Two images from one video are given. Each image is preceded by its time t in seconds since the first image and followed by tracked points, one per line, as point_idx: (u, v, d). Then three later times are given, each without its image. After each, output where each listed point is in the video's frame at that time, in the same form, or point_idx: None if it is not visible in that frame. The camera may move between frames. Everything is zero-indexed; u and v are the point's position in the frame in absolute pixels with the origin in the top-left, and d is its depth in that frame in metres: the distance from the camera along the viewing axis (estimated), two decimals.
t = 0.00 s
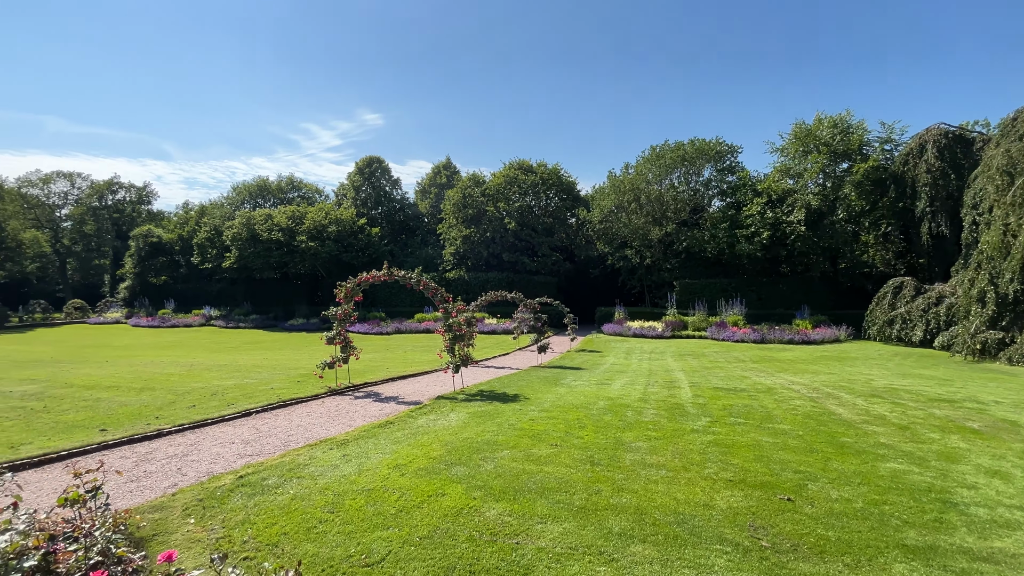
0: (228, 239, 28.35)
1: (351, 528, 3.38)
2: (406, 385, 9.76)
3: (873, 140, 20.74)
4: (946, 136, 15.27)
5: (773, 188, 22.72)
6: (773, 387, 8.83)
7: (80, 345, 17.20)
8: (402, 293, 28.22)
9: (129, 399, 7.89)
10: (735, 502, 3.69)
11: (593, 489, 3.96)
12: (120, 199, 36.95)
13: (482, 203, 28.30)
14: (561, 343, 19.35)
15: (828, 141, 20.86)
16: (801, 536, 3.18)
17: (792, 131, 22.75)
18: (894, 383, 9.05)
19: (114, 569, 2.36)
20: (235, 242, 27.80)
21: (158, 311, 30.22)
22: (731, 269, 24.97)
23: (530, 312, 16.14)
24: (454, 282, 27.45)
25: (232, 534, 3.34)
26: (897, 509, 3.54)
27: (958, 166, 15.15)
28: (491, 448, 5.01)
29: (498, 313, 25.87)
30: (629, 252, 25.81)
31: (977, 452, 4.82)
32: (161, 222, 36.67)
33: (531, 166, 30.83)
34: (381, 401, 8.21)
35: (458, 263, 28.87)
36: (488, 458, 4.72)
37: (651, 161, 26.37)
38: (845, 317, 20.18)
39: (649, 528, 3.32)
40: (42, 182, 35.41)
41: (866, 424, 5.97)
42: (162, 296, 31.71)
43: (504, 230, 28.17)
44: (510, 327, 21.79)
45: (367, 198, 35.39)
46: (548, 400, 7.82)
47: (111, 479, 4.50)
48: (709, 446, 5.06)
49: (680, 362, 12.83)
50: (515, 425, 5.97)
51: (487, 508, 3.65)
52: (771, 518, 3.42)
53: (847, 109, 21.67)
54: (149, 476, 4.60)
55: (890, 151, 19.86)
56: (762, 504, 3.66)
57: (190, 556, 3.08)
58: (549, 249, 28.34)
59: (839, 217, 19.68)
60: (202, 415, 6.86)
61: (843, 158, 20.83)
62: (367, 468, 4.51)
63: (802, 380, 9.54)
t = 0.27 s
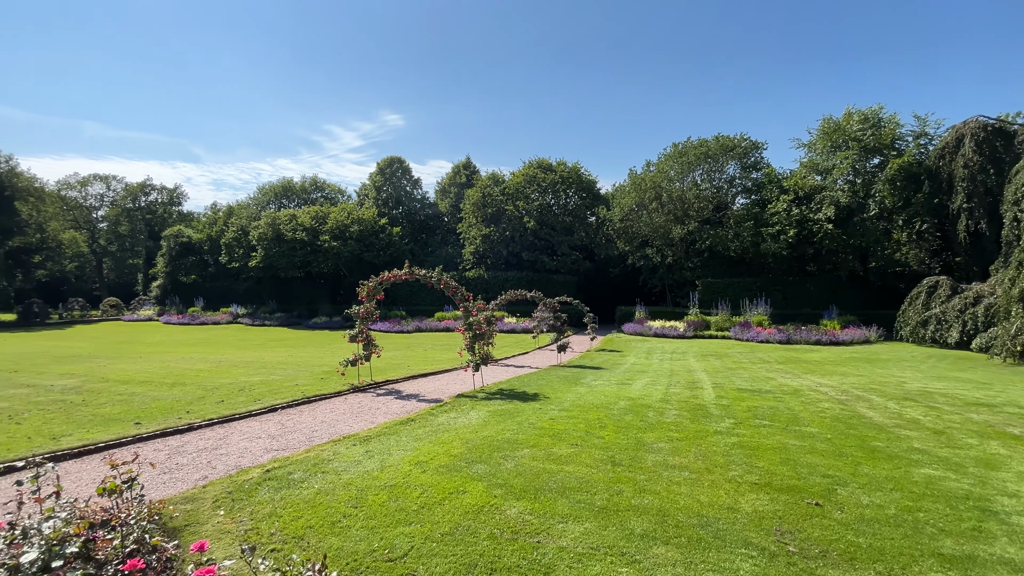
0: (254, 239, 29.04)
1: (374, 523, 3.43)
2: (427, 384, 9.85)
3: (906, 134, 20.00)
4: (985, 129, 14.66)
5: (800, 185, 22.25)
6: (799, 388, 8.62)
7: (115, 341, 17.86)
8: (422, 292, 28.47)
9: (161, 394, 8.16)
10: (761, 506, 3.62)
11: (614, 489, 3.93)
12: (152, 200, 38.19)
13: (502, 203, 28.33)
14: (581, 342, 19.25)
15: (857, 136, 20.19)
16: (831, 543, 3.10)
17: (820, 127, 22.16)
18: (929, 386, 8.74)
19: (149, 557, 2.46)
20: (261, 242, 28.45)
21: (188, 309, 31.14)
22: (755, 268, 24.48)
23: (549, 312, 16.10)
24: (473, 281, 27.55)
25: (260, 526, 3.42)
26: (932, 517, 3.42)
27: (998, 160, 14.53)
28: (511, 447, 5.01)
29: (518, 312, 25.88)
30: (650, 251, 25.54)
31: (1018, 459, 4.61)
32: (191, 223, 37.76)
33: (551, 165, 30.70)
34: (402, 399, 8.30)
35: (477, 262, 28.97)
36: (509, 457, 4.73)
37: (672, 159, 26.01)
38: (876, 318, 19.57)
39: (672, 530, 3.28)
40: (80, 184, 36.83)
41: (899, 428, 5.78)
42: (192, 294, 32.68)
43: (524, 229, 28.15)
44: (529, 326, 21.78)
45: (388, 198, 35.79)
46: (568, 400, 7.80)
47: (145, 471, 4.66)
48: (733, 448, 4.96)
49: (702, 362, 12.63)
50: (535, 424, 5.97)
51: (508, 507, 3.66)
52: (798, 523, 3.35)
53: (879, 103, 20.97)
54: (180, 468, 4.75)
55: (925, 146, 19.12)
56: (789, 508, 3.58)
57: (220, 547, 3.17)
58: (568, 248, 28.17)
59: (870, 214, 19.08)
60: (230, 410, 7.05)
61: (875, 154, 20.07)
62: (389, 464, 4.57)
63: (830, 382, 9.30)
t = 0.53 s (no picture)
0: (279, 239, 29.68)
1: (396, 519, 3.47)
2: (447, 382, 9.91)
3: (941, 128, 19.26)
4: None
5: (828, 182, 21.72)
6: (826, 391, 8.40)
7: (146, 338, 18.46)
8: (442, 291, 28.67)
9: (190, 390, 8.39)
10: (787, 510, 3.54)
11: (635, 490, 3.90)
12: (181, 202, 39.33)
13: (521, 202, 28.31)
14: (601, 342, 19.13)
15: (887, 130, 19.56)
16: (861, 550, 3.01)
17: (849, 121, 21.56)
18: (964, 389, 8.43)
19: (181, 547, 2.51)
20: (285, 241, 29.04)
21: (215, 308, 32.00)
22: (780, 267, 23.97)
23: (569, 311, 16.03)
24: (492, 280, 27.61)
25: (286, 520, 3.49)
26: (969, 525, 3.30)
27: None
28: (531, 447, 5.01)
29: (536, 311, 25.85)
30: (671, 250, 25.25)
31: None
32: (218, 223, 38.76)
33: (570, 163, 30.54)
34: (422, 397, 8.37)
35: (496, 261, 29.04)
36: (528, 456, 4.72)
37: (694, 156, 25.63)
38: (908, 319, 18.96)
39: (695, 533, 3.24)
40: (114, 187, 38.13)
41: (932, 432, 5.59)
42: (219, 293, 33.55)
43: (542, 228, 28.09)
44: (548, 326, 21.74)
45: (408, 198, 36.13)
46: (587, 399, 7.76)
47: (176, 464, 4.80)
48: (757, 451, 4.87)
49: (725, 363, 12.43)
50: (554, 424, 5.94)
51: (528, 506, 3.65)
52: (826, 528, 3.27)
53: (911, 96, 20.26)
54: (209, 462, 4.88)
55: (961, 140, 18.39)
56: (816, 513, 3.50)
57: (247, 539, 3.24)
58: (587, 246, 27.98)
59: (902, 211, 18.47)
60: (255, 406, 7.22)
61: (909, 147, 19.32)
62: (410, 461, 4.61)
63: (858, 385, 9.03)
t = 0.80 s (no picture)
0: (301, 239, 30.24)
1: (417, 516, 3.50)
2: (466, 381, 9.96)
3: (977, 122, 18.47)
4: None
5: (856, 178, 21.15)
6: (854, 393, 8.16)
7: (175, 336, 19.00)
8: (460, 291, 28.83)
9: (217, 387, 8.62)
10: (813, 515, 3.46)
11: (657, 492, 3.86)
12: (208, 204, 40.38)
13: (539, 201, 28.25)
14: (620, 342, 18.98)
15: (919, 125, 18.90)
16: (892, 558, 2.93)
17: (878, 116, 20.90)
18: (1001, 393, 8.11)
19: (210, 539, 2.58)
20: (307, 241, 29.56)
21: (240, 306, 32.76)
22: (806, 266, 23.40)
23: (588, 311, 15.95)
24: (510, 279, 27.62)
25: (310, 515, 3.55)
26: (1008, 535, 3.17)
27: None
28: (551, 446, 5.00)
29: (555, 310, 25.78)
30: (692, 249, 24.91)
31: None
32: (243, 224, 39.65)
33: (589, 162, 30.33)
34: (441, 395, 8.42)
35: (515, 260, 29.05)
36: (548, 456, 4.71)
37: (716, 153, 25.19)
38: (941, 320, 18.32)
39: (718, 536, 3.19)
40: (145, 189, 39.36)
41: (968, 438, 5.39)
42: (244, 292, 34.34)
43: (561, 228, 27.99)
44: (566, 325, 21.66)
45: (427, 198, 36.40)
46: (607, 400, 7.70)
47: (204, 458, 4.93)
48: (782, 454, 4.76)
49: (747, 364, 12.20)
50: (574, 424, 5.91)
51: (548, 506, 3.65)
52: (855, 535, 3.19)
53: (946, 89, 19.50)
54: (235, 457, 5.00)
55: (999, 133, 17.62)
56: (844, 518, 3.41)
57: (274, 532, 3.31)
58: (606, 246, 27.75)
59: (935, 208, 17.82)
60: (280, 403, 7.37)
61: (943, 142, 18.38)
62: (430, 459, 4.65)
63: (888, 388, 8.76)
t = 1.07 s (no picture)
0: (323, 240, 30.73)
1: (437, 514, 3.52)
2: (484, 380, 9.99)
3: (1016, 114, 17.72)
4: None
5: (886, 174, 20.38)
6: (883, 396, 7.92)
7: (202, 334, 19.50)
8: (479, 290, 28.92)
9: (242, 384, 8.82)
10: (841, 520, 3.38)
11: (678, 494, 3.81)
12: (233, 205, 41.34)
13: (557, 200, 28.15)
14: (640, 342, 18.80)
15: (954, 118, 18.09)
16: (924, 567, 2.84)
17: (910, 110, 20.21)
18: None
19: (237, 532, 2.64)
20: (329, 241, 30.01)
21: (264, 305, 33.45)
22: (832, 265, 22.85)
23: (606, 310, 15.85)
24: (528, 278, 27.58)
25: (333, 510, 3.61)
26: None
27: None
28: (570, 446, 4.98)
29: (573, 310, 25.66)
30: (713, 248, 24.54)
31: None
32: (267, 225, 40.47)
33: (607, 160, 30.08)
34: (460, 394, 8.47)
35: (533, 259, 29.02)
36: (567, 456, 4.70)
37: (739, 150, 24.73)
38: (976, 321, 17.69)
39: (741, 540, 3.14)
40: (173, 191, 40.50)
41: (1005, 444, 5.19)
42: (267, 291, 35.01)
43: (579, 227, 27.84)
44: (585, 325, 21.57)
45: (445, 198, 36.60)
46: (626, 400, 7.64)
47: (231, 453, 5.06)
48: (808, 458, 4.66)
49: (771, 365, 11.96)
50: (593, 424, 5.88)
51: (568, 506, 3.63)
52: (884, 541, 3.11)
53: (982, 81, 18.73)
54: (261, 452, 5.12)
55: None
56: (873, 524, 3.32)
57: (298, 527, 3.38)
58: (625, 245, 27.48)
59: (971, 205, 17.17)
60: (303, 400, 7.51)
61: (979, 137, 17.69)
62: (450, 457, 4.68)
63: (919, 390, 8.49)
